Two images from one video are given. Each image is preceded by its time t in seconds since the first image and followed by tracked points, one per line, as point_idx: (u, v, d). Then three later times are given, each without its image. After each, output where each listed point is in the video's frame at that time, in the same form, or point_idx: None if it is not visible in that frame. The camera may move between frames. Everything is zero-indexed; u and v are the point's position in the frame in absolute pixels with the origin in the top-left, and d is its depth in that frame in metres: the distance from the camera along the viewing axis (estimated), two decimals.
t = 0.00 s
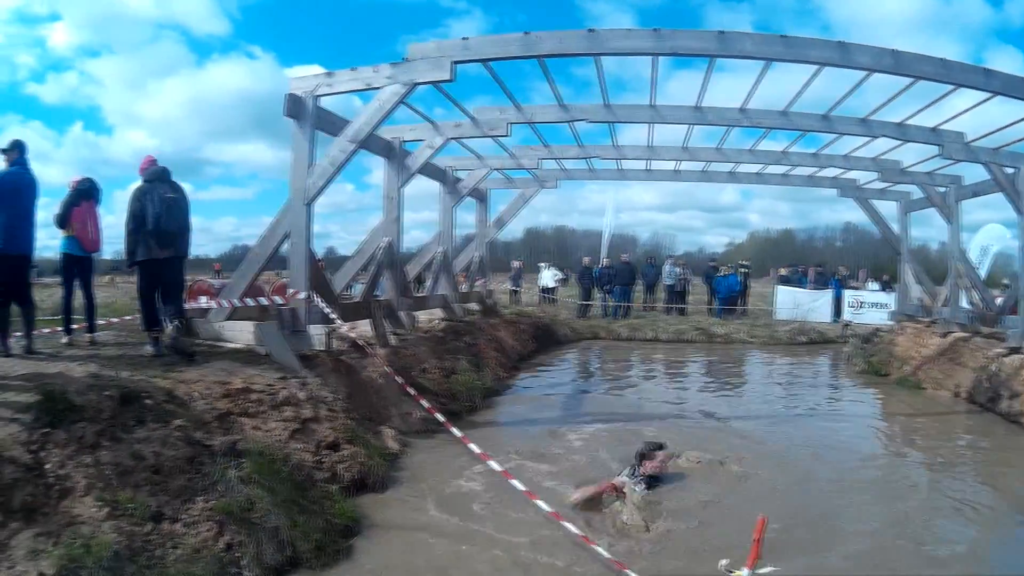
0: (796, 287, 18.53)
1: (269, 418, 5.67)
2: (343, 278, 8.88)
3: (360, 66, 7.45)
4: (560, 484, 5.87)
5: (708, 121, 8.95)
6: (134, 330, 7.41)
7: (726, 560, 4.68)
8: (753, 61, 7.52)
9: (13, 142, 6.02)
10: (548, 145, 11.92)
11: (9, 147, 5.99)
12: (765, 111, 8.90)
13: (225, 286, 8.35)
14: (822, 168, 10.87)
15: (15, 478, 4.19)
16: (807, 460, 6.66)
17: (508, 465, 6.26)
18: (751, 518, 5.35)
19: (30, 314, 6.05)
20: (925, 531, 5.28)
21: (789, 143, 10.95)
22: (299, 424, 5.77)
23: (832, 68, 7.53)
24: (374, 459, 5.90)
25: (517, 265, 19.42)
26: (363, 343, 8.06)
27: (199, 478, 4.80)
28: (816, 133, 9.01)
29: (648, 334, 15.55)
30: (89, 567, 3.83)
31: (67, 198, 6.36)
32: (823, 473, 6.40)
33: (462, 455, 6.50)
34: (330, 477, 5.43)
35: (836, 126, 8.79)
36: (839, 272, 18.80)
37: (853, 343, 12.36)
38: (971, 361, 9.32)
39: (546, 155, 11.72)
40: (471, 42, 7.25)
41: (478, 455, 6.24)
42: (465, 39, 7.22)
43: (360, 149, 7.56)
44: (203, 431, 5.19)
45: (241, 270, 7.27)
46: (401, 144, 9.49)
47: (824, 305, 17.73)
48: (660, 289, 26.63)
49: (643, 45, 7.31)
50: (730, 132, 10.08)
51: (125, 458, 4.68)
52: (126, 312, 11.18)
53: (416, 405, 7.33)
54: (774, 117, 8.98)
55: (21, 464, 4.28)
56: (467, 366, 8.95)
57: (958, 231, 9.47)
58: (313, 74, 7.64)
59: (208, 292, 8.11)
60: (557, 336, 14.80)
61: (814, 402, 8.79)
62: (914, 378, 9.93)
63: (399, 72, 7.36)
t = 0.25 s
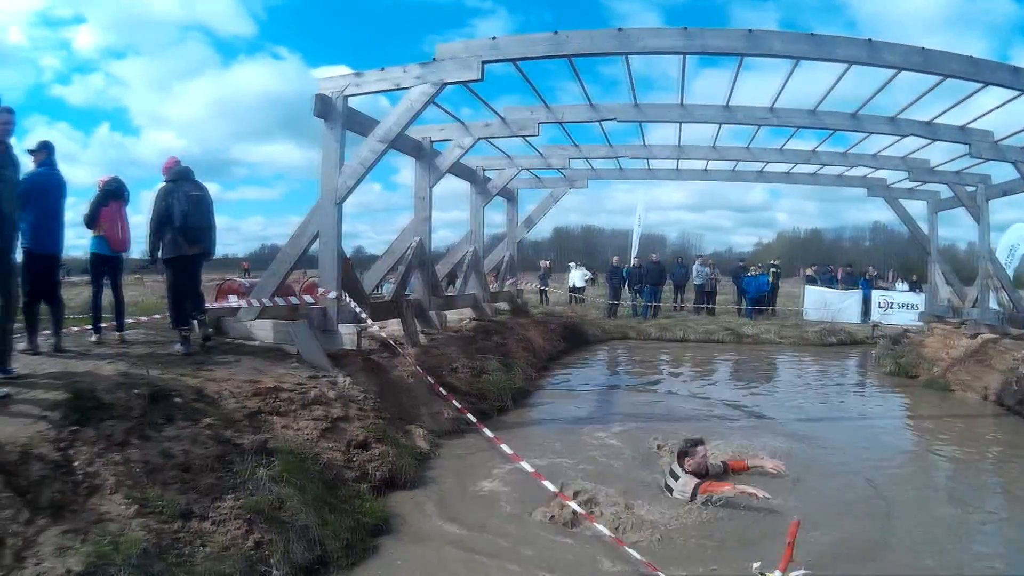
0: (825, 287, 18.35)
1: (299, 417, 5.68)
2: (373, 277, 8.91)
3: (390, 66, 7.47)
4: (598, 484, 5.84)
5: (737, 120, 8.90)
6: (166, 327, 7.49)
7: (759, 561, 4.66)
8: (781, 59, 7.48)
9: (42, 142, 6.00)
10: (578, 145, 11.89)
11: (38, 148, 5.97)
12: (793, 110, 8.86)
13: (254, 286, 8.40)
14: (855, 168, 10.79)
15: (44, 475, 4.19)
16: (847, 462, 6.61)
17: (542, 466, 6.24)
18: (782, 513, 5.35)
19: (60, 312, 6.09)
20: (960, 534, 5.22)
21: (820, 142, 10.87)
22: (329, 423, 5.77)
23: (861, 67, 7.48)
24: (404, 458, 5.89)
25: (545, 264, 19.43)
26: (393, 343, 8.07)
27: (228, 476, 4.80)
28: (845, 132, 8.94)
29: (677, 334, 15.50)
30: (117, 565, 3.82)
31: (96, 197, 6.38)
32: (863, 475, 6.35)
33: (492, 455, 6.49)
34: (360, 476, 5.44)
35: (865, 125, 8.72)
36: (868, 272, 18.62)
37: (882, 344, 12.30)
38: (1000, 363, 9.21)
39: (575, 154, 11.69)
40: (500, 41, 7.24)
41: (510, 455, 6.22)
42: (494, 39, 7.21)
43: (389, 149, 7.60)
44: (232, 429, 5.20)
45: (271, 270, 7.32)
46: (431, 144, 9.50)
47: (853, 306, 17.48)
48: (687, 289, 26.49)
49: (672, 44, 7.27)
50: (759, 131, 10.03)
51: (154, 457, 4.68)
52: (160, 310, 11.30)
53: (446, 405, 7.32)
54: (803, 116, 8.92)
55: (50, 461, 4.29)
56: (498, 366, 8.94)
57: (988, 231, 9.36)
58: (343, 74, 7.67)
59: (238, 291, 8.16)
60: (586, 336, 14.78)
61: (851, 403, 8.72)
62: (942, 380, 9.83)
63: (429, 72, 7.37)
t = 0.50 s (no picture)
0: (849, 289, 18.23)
1: (324, 418, 5.69)
2: (399, 279, 8.92)
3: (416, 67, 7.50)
4: (630, 487, 5.82)
5: (762, 120, 8.88)
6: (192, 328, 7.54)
7: (788, 565, 4.61)
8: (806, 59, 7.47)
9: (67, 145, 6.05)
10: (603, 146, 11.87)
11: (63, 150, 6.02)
12: (819, 111, 8.82)
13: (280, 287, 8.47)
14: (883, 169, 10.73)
15: (68, 475, 4.18)
16: (880, 466, 6.58)
17: (572, 467, 6.23)
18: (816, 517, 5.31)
19: (85, 312, 6.14)
20: (991, 539, 5.16)
21: (846, 143, 10.81)
22: (355, 424, 5.78)
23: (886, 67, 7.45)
24: (428, 460, 5.89)
25: (568, 265, 19.41)
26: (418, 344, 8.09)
27: (253, 478, 4.81)
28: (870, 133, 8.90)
29: (701, 335, 15.47)
30: (140, 566, 3.81)
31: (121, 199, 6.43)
32: (897, 479, 6.31)
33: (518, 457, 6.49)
34: (384, 478, 5.45)
35: (890, 125, 8.67)
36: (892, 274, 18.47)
37: (906, 346, 12.24)
38: None
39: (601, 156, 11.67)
40: (526, 42, 7.24)
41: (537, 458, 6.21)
42: (521, 40, 7.22)
43: (416, 151, 7.63)
44: (257, 430, 5.21)
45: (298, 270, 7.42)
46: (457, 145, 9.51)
47: (877, 308, 17.30)
48: (710, 291, 26.36)
49: (698, 45, 7.26)
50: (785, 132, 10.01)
51: (178, 457, 4.68)
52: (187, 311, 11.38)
53: (470, 406, 7.35)
54: (828, 117, 8.88)
55: (73, 461, 4.28)
56: (523, 368, 8.93)
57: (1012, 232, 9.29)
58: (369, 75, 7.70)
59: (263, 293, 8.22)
60: (610, 337, 14.77)
61: (881, 406, 8.67)
62: (966, 383, 9.74)
63: (455, 74, 7.39)
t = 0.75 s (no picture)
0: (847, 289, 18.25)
1: (323, 421, 5.66)
2: (398, 280, 8.90)
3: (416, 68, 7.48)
4: (633, 489, 5.80)
5: (763, 121, 8.88)
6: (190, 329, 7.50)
7: (790, 565, 4.59)
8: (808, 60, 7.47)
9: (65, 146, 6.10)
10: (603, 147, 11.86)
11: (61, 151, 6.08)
12: (819, 111, 8.82)
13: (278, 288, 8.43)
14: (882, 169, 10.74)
15: (65, 479, 4.14)
16: (882, 466, 6.57)
17: (573, 469, 6.21)
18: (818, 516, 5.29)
19: (82, 314, 6.08)
20: (994, 539, 5.15)
21: (846, 143, 10.82)
22: (354, 427, 5.74)
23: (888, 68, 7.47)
24: (428, 462, 5.86)
25: (567, 266, 19.38)
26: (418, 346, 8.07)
27: (252, 481, 4.77)
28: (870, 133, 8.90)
29: (700, 336, 15.47)
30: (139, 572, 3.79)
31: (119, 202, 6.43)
32: (900, 479, 6.31)
33: (519, 459, 6.47)
34: (384, 481, 5.41)
35: (890, 126, 8.68)
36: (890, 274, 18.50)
37: (904, 347, 12.25)
38: None
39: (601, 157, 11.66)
40: (526, 43, 7.24)
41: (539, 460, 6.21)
42: (521, 41, 7.21)
43: (415, 152, 7.62)
44: (256, 434, 5.16)
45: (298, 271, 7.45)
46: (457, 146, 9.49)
47: (876, 309, 17.29)
48: (709, 292, 26.38)
49: (699, 46, 7.26)
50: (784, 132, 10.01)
51: (177, 461, 4.65)
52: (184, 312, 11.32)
53: (468, 407, 7.36)
54: (828, 117, 8.89)
55: (71, 465, 4.23)
56: (523, 369, 8.91)
57: (1012, 233, 9.30)
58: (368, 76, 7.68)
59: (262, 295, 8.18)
60: (609, 338, 14.76)
61: (881, 406, 8.67)
62: (965, 383, 9.75)
63: (456, 75, 7.37)
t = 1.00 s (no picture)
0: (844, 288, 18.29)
1: (321, 419, 5.65)
2: (395, 278, 8.89)
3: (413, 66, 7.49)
4: (631, 486, 5.79)
5: (760, 120, 8.89)
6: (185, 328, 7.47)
7: (788, 564, 4.57)
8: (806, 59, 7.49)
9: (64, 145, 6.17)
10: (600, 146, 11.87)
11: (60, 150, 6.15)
12: (816, 110, 8.83)
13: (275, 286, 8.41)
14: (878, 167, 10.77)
15: (62, 479, 4.13)
16: (880, 463, 6.58)
17: (571, 466, 6.20)
18: (814, 511, 5.28)
19: (79, 313, 6.08)
20: (992, 536, 5.15)
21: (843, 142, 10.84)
22: (352, 426, 5.73)
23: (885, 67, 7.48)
24: (427, 461, 5.84)
25: (564, 265, 19.37)
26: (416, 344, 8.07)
27: (250, 481, 4.76)
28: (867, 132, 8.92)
29: (696, 335, 15.47)
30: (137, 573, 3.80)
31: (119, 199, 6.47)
32: (898, 476, 6.31)
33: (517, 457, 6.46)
34: (383, 480, 5.40)
35: (888, 124, 8.69)
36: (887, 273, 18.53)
37: (900, 345, 12.27)
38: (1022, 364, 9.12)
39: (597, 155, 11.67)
40: (524, 42, 7.27)
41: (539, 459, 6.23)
42: (519, 39, 7.24)
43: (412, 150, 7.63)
44: (254, 433, 5.15)
45: (295, 269, 7.44)
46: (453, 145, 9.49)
47: (872, 307, 17.35)
48: (706, 291, 26.42)
49: (697, 45, 7.27)
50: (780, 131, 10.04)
51: (174, 461, 4.64)
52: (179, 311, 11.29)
53: (466, 405, 7.36)
54: (825, 116, 8.90)
55: (68, 466, 4.22)
56: (520, 368, 8.91)
57: (1008, 231, 9.32)
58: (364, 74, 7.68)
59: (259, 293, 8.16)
60: (605, 337, 14.76)
61: (878, 404, 8.68)
62: (961, 381, 9.77)
63: (453, 73, 7.38)
